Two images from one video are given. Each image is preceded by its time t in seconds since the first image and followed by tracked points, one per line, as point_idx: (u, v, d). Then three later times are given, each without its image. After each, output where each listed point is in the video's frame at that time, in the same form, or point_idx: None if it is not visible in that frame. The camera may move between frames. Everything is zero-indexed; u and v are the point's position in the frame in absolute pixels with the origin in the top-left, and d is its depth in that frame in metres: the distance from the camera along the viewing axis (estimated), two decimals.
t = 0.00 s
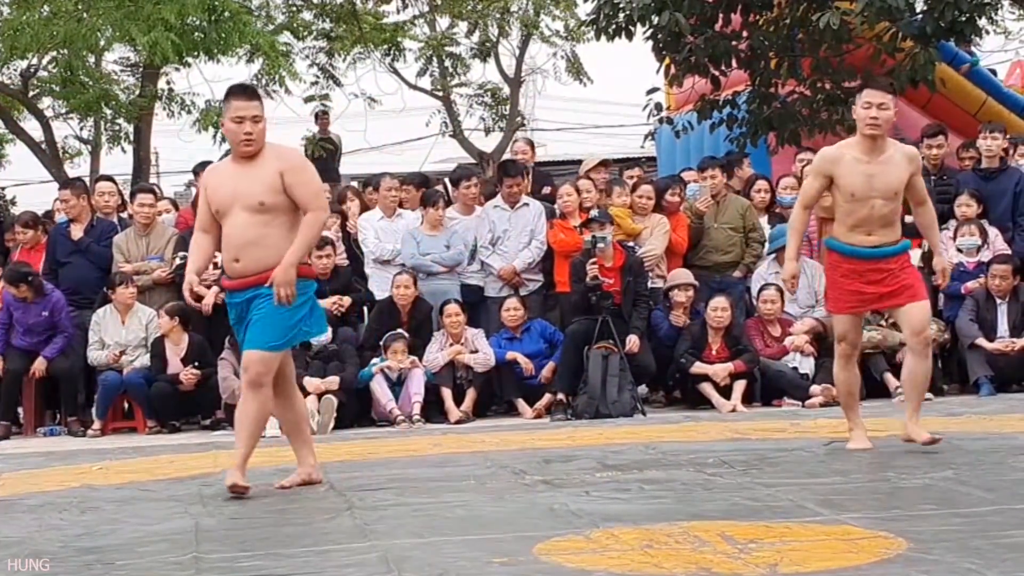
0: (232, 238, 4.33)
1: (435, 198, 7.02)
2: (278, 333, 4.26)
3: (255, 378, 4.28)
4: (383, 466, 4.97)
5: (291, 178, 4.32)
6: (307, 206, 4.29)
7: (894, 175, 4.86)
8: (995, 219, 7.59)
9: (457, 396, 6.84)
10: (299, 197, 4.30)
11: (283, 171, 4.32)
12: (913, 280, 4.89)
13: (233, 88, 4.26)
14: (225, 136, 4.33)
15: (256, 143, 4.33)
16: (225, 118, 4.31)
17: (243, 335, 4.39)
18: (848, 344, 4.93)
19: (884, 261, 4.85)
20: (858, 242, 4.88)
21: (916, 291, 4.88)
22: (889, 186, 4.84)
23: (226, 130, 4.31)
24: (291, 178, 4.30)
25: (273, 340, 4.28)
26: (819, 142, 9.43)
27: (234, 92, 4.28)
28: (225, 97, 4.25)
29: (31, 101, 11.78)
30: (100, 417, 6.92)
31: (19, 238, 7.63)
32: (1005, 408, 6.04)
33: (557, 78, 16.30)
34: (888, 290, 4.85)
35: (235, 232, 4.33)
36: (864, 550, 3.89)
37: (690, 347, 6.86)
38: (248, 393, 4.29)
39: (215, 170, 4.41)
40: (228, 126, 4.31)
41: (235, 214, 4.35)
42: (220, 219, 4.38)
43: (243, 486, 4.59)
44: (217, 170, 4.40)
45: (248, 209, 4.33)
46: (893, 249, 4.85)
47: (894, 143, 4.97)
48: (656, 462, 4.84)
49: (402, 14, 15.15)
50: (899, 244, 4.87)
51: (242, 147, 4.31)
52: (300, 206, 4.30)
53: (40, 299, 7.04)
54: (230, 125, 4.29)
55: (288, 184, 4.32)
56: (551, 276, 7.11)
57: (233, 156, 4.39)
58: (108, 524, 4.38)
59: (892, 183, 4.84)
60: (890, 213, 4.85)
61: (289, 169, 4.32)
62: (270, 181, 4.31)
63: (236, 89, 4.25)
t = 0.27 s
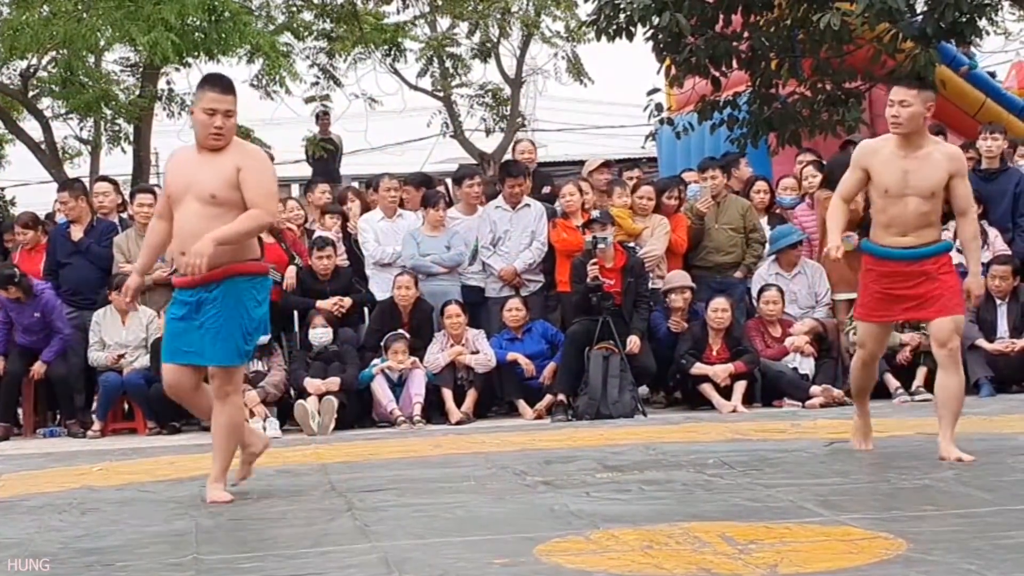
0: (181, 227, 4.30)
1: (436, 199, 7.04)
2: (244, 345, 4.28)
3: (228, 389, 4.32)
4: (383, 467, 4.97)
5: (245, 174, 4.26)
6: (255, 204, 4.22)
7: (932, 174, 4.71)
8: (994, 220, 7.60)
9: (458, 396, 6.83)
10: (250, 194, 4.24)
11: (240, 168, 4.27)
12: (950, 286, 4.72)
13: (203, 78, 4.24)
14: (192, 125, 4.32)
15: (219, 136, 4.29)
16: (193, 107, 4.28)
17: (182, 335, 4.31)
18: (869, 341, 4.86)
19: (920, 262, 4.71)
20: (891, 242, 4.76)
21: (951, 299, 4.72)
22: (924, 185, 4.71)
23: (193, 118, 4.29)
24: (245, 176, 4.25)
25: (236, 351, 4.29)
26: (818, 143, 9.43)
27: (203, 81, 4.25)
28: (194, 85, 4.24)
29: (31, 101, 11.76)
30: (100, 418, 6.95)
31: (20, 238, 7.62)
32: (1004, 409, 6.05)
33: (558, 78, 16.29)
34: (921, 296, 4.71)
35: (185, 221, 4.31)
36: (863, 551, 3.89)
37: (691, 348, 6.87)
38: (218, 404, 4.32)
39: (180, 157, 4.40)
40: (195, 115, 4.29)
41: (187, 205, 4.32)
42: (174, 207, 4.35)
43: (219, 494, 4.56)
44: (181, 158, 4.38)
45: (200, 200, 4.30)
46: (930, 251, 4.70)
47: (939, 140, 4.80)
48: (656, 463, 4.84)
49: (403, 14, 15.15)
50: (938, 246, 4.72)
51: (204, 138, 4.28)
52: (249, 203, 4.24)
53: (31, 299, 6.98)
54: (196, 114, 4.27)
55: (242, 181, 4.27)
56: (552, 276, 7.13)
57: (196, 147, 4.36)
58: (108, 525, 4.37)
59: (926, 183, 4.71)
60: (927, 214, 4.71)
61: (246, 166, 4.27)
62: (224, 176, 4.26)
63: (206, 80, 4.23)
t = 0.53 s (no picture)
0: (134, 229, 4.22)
1: (434, 200, 7.04)
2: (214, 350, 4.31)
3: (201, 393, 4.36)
4: (381, 467, 4.96)
5: (194, 170, 4.18)
6: (203, 198, 4.12)
7: (951, 159, 4.60)
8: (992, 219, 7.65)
9: (456, 397, 6.84)
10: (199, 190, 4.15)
11: (189, 164, 4.20)
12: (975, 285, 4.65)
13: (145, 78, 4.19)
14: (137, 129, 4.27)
15: (164, 136, 4.23)
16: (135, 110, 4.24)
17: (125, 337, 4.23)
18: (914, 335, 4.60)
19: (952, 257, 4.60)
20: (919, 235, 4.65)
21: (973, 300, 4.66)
22: (944, 171, 4.61)
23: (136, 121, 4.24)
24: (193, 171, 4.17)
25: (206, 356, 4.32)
26: (813, 144, 9.45)
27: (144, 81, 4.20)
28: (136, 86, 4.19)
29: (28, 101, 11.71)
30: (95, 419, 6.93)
31: (17, 237, 7.61)
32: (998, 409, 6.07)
33: (556, 79, 16.28)
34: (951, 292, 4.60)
35: (136, 223, 4.23)
36: (861, 551, 3.90)
37: (688, 349, 6.88)
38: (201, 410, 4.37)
39: (128, 163, 4.34)
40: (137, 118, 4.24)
41: (140, 207, 4.24)
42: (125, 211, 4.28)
43: (225, 496, 4.58)
44: (129, 163, 4.32)
45: (153, 201, 4.22)
46: (961, 246, 4.60)
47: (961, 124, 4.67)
48: (655, 464, 4.85)
49: (401, 14, 15.13)
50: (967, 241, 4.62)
51: (151, 139, 4.23)
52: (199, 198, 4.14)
53: (24, 298, 7.05)
54: (140, 117, 4.22)
55: (192, 177, 4.19)
56: (550, 276, 7.15)
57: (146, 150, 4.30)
58: (106, 526, 4.37)
59: (945, 168, 4.60)
60: (950, 200, 4.59)
61: (194, 162, 4.19)
62: (174, 173, 4.19)
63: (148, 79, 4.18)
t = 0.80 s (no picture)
0: (82, 226, 4.16)
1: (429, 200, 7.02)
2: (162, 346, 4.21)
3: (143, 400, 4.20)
4: (376, 468, 4.96)
5: (148, 166, 4.20)
6: (166, 195, 4.18)
7: (964, 157, 4.46)
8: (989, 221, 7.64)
9: (452, 397, 6.83)
10: (158, 186, 4.18)
11: (141, 159, 4.20)
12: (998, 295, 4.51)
13: (84, 72, 4.11)
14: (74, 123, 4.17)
15: (107, 130, 4.18)
16: (72, 104, 4.14)
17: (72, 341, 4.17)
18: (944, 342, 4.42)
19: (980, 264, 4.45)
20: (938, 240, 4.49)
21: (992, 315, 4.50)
22: (959, 170, 4.47)
23: (75, 115, 4.15)
24: (149, 167, 4.19)
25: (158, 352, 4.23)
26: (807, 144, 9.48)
27: (82, 75, 4.11)
28: (73, 79, 4.10)
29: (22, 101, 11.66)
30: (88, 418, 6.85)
31: (10, 238, 7.58)
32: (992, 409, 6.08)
33: (551, 79, 16.30)
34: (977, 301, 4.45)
35: (82, 221, 4.17)
36: (856, 551, 3.91)
37: (683, 348, 6.90)
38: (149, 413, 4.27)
39: (59, 156, 4.24)
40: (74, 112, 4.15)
41: (86, 203, 4.18)
42: (64, 207, 4.19)
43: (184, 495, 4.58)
44: (63, 157, 4.23)
45: (100, 197, 4.17)
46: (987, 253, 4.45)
47: (972, 122, 4.54)
48: (650, 464, 4.85)
49: (395, 14, 15.14)
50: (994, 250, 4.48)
51: (93, 134, 4.16)
52: (158, 194, 4.18)
53: (14, 297, 7.06)
54: (80, 112, 4.14)
55: (146, 173, 4.20)
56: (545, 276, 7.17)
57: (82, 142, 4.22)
58: (101, 527, 4.36)
59: (959, 167, 4.46)
60: (967, 200, 4.45)
61: (146, 157, 4.20)
62: (127, 168, 4.18)
63: (88, 74, 4.10)
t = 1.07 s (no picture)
0: (61, 228, 4.01)
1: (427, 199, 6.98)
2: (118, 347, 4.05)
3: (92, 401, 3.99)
4: (375, 468, 4.95)
5: (131, 168, 4.12)
6: (149, 201, 4.15)
7: (990, 141, 4.32)
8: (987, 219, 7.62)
9: (451, 397, 6.81)
10: (141, 191, 4.14)
11: (123, 161, 4.12)
12: (1019, 279, 4.32)
13: (72, 68, 3.97)
14: (53, 120, 4.01)
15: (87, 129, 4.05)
16: (53, 99, 3.97)
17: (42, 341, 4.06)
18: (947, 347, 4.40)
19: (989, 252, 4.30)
20: (951, 230, 4.34)
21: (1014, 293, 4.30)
22: (986, 152, 4.31)
23: (57, 111, 3.99)
24: (133, 171, 4.12)
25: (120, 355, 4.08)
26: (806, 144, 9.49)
27: (68, 70, 3.96)
28: (58, 74, 3.95)
29: (19, 101, 11.62)
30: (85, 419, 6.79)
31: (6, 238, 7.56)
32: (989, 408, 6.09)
33: (549, 79, 16.30)
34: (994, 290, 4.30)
35: (61, 222, 4.02)
36: (854, 550, 3.91)
37: (681, 347, 6.90)
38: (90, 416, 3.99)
39: (28, 151, 4.04)
40: (54, 107, 3.99)
41: (63, 204, 4.02)
42: (38, 206, 4.02)
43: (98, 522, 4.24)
44: (33, 153, 4.04)
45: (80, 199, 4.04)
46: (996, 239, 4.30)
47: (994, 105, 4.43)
48: (649, 463, 4.85)
49: (394, 14, 15.13)
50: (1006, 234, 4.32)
51: (76, 132, 4.02)
52: (141, 198, 4.13)
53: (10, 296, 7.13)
54: (64, 108, 3.98)
55: (128, 176, 4.13)
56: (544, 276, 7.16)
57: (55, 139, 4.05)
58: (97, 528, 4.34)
59: (987, 148, 4.31)
60: (988, 185, 4.30)
61: (128, 158, 4.13)
62: (110, 171, 4.07)
63: (76, 70, 3.96)
